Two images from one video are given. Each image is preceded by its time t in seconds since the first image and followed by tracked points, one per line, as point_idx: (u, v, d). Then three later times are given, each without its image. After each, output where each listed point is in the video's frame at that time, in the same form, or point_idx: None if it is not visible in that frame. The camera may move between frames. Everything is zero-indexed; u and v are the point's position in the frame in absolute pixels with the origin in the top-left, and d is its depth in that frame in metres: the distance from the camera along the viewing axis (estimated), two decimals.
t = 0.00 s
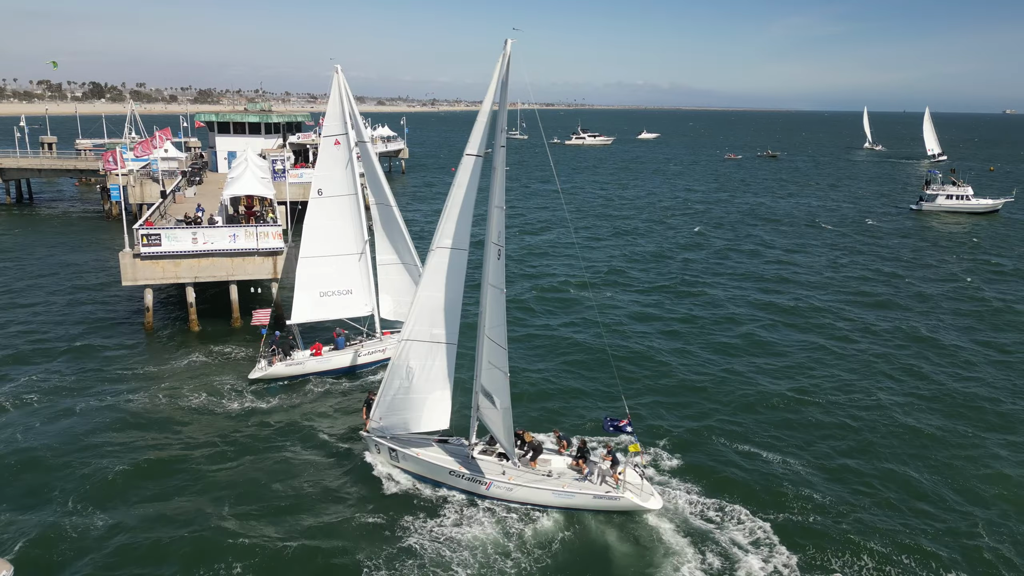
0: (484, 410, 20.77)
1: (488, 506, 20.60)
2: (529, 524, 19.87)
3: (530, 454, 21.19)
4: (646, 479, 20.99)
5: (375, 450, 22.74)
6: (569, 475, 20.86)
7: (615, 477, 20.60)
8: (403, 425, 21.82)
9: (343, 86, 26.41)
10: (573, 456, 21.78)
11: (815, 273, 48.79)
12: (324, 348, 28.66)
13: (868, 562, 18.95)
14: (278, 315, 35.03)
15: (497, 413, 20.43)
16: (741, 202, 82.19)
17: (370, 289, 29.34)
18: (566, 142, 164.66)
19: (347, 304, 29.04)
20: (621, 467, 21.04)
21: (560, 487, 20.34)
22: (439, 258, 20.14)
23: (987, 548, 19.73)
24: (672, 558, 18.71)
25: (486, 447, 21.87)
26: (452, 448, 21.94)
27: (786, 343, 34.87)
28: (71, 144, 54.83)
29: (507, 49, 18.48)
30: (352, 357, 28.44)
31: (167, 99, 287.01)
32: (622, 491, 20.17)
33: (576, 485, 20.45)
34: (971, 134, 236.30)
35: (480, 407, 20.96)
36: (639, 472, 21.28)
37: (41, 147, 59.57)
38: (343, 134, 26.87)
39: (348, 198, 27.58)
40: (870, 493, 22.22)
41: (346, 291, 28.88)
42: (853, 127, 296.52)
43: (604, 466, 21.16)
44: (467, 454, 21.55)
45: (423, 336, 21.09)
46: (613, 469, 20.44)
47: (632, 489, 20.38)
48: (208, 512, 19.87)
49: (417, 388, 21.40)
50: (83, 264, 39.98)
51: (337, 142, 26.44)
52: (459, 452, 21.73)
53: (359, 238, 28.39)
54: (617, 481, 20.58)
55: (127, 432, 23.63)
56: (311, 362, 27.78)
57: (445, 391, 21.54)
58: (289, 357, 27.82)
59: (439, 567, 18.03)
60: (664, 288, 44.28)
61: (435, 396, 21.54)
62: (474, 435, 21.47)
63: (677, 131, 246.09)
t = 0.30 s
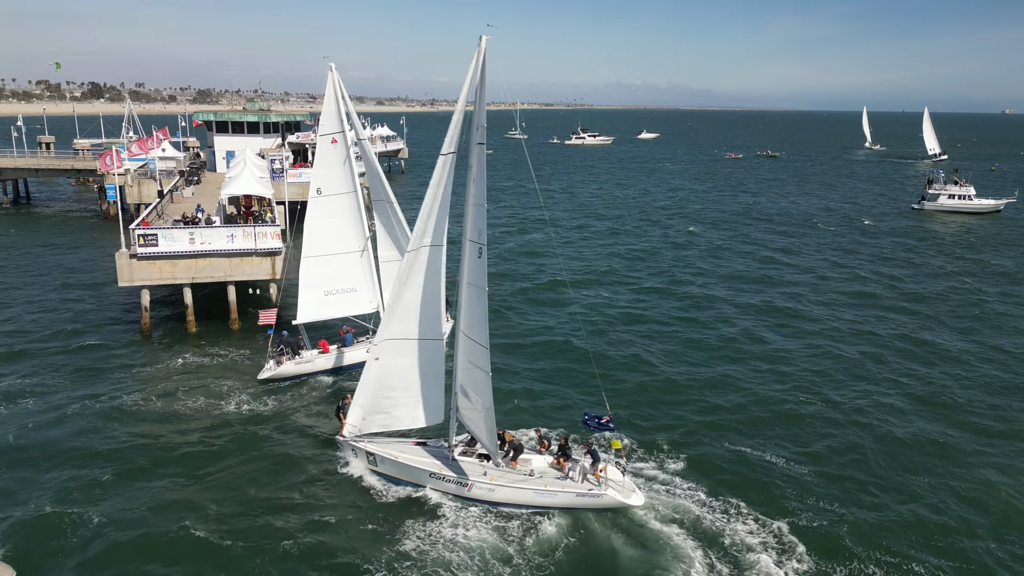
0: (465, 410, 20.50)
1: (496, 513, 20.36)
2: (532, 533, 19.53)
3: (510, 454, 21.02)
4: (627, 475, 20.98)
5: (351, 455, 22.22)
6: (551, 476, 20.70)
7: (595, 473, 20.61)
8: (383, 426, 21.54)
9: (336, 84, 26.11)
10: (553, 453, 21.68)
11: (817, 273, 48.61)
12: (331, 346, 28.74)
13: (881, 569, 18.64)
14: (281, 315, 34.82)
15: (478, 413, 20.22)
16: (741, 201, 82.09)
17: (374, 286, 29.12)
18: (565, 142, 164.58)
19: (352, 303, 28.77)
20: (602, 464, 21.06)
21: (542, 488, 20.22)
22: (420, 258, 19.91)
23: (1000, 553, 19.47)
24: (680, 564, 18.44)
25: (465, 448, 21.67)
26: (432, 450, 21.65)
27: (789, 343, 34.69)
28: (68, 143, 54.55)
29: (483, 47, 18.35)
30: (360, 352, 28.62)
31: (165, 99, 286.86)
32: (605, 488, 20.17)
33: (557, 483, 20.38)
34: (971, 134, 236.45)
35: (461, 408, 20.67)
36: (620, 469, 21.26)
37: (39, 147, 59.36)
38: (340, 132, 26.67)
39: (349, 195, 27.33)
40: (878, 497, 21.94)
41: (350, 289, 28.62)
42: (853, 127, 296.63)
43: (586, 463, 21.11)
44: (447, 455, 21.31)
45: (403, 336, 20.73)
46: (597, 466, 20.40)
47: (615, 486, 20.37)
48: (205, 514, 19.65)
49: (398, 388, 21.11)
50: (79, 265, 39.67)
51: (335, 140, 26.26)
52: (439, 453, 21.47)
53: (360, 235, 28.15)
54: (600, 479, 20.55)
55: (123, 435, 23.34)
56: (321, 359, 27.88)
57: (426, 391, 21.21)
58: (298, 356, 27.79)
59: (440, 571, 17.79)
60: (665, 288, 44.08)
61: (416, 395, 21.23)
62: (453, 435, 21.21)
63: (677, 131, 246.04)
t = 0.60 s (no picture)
0: (442, 410, 20.27)
1: (502, 517, 20.19)
2: (534, 538, 19.29)
3: (491, 454, 20.94)
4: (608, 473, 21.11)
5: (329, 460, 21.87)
6: (533, 475, 20.63)
7: (576, 471, 20.75)
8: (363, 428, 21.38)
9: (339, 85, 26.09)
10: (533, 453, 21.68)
11: (818, 273, 48.47)
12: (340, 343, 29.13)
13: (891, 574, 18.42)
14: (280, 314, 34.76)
15: (454, 412, 20.00)
16: (742, 201, 81.97)
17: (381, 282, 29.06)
18: (565, 142, 164.50)
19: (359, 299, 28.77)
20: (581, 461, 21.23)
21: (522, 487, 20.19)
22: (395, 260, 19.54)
23: (1011, 556, 19.25)
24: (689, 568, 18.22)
25: (445, 449, 21.50)
26: (412, 452, 21.35)
27: (791, 343, 34.53)
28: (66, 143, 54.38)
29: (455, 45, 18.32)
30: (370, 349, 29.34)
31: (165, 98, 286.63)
32: (585, 485, 20.36)
33: (538, 482, 20.40)
34: (972, 133, 236.21)
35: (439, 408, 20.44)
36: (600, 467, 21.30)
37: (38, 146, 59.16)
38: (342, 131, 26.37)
39: (354, 194, 27.07)
40: (885, 500, 21.74)
41: (356, 286, 28.53)
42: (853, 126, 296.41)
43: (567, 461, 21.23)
44: (427, 457, 21.07)
45: (379, 340, 20.37)
46: (579, 464, 20.54)
47: (595, 485, 20.57)
48: (204, 515, 19.55)
49: (375, 391, 20.86)
50: (78, 266, 39.50)
51: (337, 139, 25.98)
52: (418, 455, 21.19)
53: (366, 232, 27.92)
54: (582, 477, 20.70)
55: (121, 437, 23.12)
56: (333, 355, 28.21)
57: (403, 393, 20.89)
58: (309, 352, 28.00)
59: None
60: (666, 288, 43.94)
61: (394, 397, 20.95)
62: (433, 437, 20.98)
63: (677, 131, 245.86)
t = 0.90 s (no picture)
0: (420, 410, 20.08)
1: (504, 518, 20.03)
2: (537, 540, 19.15)
3: (470, 453, 20.82)
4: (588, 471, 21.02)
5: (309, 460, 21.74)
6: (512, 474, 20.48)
7: (558, 470, 20.52)
8: (342, 431, 21.13)
9: (351, 88, 26.24)
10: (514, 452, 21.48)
11: (820, 273, 48.33)
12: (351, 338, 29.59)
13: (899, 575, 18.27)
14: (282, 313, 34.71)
15: (431, 411, 19.88)
16: (744, 201, 81.82)
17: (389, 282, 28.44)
18: (566, 142, 164.40)
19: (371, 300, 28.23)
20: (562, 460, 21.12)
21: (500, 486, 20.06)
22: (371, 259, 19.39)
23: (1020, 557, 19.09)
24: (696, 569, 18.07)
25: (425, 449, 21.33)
26: (391, 452, 21.18)
27: (793, 343, 34.37)
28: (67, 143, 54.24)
29: (429, 43, 18.35)
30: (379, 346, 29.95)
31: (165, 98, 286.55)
32: (564, 484, 20.22)
33: (517, 481, 20.24)
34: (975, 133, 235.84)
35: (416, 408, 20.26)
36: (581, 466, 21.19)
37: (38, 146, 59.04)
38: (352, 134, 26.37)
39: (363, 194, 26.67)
40: (891, 501, 21.56)
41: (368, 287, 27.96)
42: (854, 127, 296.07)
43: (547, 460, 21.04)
44: (405, 457, 20.89)
45: (356, 341, 20.17)
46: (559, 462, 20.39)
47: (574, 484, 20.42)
48: (206, 513, 19.54)
49: (352, 393, 20.64)
50: (78, 266, 39.36)
51: (348, 139, 25.90)
52: (397, 455, 21.02)
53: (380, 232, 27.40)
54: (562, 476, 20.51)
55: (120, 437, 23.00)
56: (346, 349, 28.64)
57: (380, 394, 20.70)
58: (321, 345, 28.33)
59: None
60: (668, 288, 43.76)
61: (371, 399, 20.74)
62: (412, 437, 20.81)
63: (678, 131, 245.64)
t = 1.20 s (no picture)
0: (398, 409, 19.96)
1: (507, 518, 19.89)
2: (540, 538, 19.07)
3: (448, 453, 20.63)
4: (566, 471, 20.76)
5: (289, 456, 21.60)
6: (489, 476, 20.29)
7: (536, 471, 20.38)
8: (322, 429, 21.03)
9: (367, 88, 25.88)
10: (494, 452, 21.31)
11: (821, 273, 48.08)
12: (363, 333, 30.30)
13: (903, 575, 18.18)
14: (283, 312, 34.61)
15: (409, 410, 19.76)
16: (746, 201, 81.68)
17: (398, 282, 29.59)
18: (567, 142, 164.27)
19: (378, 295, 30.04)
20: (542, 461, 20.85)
21: (477, 487, 19.88)
22: (350, 256, 19.43)
23: None
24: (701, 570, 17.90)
25: (404, 449, 21.21)
26: (370, 452, 21.12)
27: (797, 343, 34.21)
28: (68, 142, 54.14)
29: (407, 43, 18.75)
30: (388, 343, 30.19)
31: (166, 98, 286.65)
32: (541, 486, 19.98)
33: (493, 481, 20.07)
34: (978, 134, 235.18)
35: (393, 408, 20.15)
36: (564, 467, 20.96)
37: (40, 146, 58.90)
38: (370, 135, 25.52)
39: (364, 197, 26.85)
40: (900, 503, 21.34)
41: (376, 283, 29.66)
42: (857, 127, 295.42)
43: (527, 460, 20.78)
44: (384, 456, 20.80)
45: (334, 339, 20.07)
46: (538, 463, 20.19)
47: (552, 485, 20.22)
48: (205, 512, 19.49)
49: (333, 390, 20.56)
50: (78, 265, 39.22)
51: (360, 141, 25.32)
52: (375, 455, 20.92)
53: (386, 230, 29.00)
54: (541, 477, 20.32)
55: (120, 436, 22.93)
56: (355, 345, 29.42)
57: (360, 391, 20.58)
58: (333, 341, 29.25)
59: None
60: (671, 287, 43.60)
61: (351, 395, 20.62)
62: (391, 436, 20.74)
63: (680, 131, 245.26)
